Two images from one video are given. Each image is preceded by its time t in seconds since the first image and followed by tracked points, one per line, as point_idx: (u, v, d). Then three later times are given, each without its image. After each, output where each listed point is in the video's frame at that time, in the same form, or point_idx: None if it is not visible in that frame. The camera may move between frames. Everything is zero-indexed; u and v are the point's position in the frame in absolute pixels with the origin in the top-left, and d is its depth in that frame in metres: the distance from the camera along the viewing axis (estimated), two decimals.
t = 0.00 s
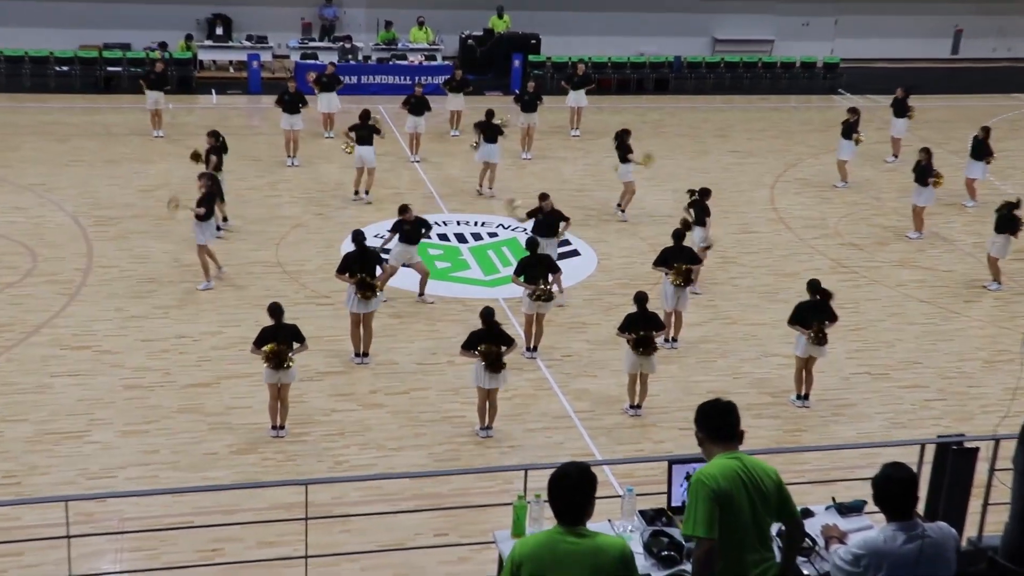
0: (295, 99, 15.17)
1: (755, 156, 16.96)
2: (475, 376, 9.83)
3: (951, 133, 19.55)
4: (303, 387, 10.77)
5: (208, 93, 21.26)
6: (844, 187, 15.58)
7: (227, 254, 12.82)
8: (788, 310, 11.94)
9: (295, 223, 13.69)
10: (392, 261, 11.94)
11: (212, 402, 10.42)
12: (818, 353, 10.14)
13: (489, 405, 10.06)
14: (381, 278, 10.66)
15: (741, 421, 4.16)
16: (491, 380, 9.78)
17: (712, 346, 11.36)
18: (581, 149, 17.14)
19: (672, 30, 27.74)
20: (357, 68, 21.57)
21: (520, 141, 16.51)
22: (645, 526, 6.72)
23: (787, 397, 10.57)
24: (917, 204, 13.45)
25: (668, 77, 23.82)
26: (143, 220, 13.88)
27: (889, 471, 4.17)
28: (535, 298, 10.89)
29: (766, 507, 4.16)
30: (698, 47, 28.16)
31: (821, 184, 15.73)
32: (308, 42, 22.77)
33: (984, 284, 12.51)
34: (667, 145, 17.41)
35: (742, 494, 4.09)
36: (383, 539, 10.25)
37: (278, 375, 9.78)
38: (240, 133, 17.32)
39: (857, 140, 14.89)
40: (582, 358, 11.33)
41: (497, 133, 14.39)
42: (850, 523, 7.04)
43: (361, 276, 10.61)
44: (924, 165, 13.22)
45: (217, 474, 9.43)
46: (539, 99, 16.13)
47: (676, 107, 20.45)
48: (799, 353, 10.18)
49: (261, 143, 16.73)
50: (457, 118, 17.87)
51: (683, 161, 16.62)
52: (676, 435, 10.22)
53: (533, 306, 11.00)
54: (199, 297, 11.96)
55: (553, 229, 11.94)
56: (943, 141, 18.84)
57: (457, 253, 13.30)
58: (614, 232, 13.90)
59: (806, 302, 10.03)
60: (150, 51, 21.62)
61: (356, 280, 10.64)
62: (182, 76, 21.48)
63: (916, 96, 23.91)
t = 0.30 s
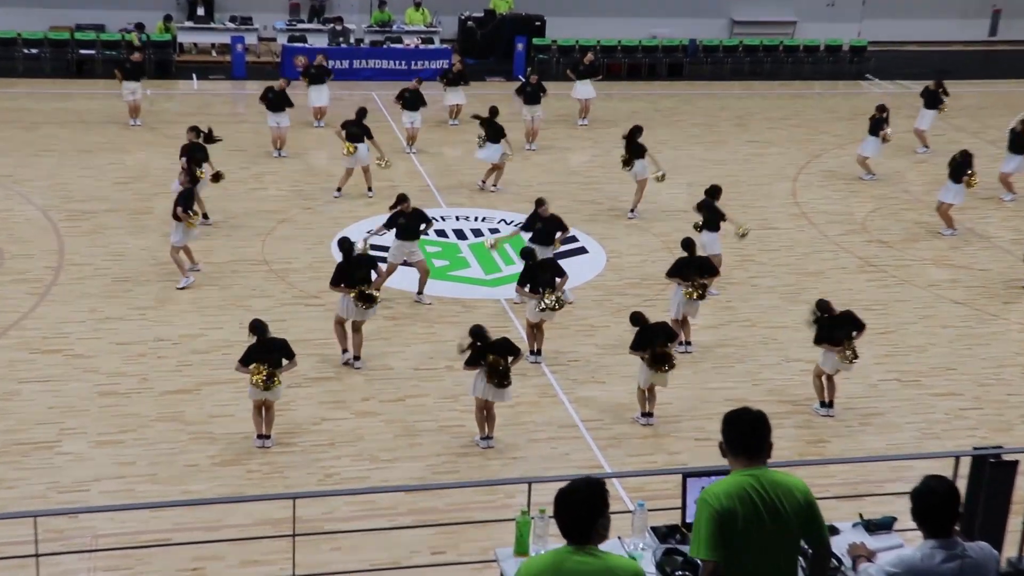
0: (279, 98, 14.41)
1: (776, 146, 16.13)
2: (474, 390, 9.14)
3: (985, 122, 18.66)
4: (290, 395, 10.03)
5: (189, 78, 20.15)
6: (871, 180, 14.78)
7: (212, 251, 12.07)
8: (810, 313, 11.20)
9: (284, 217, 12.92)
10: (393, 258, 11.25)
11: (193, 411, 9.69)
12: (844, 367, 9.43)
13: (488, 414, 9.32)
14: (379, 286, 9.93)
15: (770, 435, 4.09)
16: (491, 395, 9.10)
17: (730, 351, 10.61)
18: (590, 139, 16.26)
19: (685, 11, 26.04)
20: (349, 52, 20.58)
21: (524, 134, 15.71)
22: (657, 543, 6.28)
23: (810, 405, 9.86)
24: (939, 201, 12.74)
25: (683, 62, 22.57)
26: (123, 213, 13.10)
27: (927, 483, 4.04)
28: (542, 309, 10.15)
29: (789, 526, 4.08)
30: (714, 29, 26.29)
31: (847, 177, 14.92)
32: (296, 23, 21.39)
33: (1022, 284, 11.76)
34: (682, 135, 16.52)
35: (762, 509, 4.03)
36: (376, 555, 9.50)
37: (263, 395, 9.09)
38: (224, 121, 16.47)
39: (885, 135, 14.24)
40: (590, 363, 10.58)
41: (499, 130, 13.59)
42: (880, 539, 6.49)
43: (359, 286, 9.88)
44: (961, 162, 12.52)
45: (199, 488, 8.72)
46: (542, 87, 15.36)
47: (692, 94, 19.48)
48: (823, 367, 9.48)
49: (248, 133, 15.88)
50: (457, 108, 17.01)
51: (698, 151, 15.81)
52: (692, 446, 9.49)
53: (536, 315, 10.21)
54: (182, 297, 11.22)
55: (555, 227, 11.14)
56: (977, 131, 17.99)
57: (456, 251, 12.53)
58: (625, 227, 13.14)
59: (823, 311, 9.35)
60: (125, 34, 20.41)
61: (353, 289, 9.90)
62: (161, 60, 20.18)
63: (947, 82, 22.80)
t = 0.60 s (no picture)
0: (267, 71, 13.47)
1: (799, 134, 15.29)
2: (472, 388, 8.39)
3: (1018, 111, 17.78)
4: (277, 403, 9.29)
5: (169, 61, 19.21)
6: (903, 172, 13.96)
7: (194, 248, 11.33)
8: (837, 316, 10.46)
9: (272, 212, 12.17)
10: (396, 259, 10.51)
11: (171, 421, 8.96)
12: (868, 366, 8.81)
13: (493, 425, 8.59)
14: (369, 275, 9.20)
15: (815, 455, 3.74)
16: (492, 391, 8.38)
17: (753, 357, 9.88)
18: (601, 127, 15.34)
19: None
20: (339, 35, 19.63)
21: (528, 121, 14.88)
22: (672, 565, 6.17)
23: (845, 415, 9.14)
24: (991, 189, 11.99)
25: (700, 44, 21.42)
26: (101, 206, 12.36)
27: (973, 502, 3.67)
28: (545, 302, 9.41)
29: (823, 557, 3.70)
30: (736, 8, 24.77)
31: (877, 169, 14.08)
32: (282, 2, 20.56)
33: None
34: (700, 125, 15.62)
35: (796, 528, 3.68)
36: None
37: (245, 391, 8.39)
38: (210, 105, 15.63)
39: (920, 115, 13.25)
40: (601, 370, 9.84)
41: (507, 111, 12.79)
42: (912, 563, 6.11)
43: (347, 273, 9.11)
44: (1001, 149, 11.77)
45: (176, 506, 8.04)
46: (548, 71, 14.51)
47: (711, 79, 18.50)
48: (848, 366, 8.83)
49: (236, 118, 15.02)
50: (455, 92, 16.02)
51: (715, 140, 15.00)
52: (710, 460, 8.77)
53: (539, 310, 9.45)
54: (161, 298, 10.48)
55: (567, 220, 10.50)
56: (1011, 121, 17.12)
57: (456, 249, 11.76)
58: (638, 223, 12.38)
59: (857, 307, 8.76)
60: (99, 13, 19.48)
61: (340, 276, 9.14)
62: (137, 42, 19.29)
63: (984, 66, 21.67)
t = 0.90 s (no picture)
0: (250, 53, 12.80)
1: (827, 123, 14.48)
2: (472, 403, 7.70)
3: None
4: (261, 413, 8.59)
5: (143, 43, 17.27)
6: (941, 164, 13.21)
7: (177, 246, 10.64)
8: (867, 320, 9.74)
9: (260, 206, 11.46)
10: (381, 252, 9.85)
11: (147, 433, 8.26)
12: (898, 377, 8.13)
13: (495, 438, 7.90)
14: (359, 277, 8.51)
15: (860, 476, 3.14)
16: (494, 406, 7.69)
17: (778, 365, 9.17)
18: (613, 116, 14.54)
19: None
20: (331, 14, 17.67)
21: (533, 109, 14.11)
22: None
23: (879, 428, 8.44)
24: None
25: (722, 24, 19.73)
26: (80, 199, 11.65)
27: None
28: (545, 307, 8.72)
29: None
30: None
31: (911, 161, 13.32)
32: None
33: None
34: (721, 112, 14.80)
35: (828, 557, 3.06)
36: None
37: (226, 404, 7.67)
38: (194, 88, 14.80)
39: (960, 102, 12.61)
40: (613, 378, 9.14)
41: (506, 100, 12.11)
42: None
43: (332, 274, 8.42)
44: None
45: (152, 526, 7.37)
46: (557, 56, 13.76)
47: (734, 62, 17.57)
48: (878, 375, 8.17)
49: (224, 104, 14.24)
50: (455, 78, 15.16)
51: (736, 128, 14.21)
52: (730, 476, 8.06)
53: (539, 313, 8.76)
54: (140, 298, 9.80)
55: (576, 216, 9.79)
56: None
57: (455, 247, 11.04)
58: (652, 219, 11.65)
59: (893, 311, 8.08)
60: None
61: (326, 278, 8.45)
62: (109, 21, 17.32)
63: None
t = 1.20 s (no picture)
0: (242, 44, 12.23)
1: (866, 113, 13.70)
2: (480, 431, 7.03)
3: None
4: (249, 425, 7.91)
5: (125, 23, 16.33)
6: (989, 157, 12.45)
7: (161, 244, 9.98)
8: (907, 326, 9.06)
9: (249, 201, 10.80)
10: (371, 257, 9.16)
11: (126, 447, 7.59)
12: (939, 396, 7.40)
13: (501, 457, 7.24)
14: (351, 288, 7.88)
15: (897, 492, 2.82)
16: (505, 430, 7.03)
17: (811, 375, 8.48)
18: (631, 105, 13.79)
19: None
20: None
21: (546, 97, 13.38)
22: None
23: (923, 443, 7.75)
24: None
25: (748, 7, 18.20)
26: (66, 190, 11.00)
27: None
28: (550, 312, 8.03)
29: None
30: None
31: (957, 152, 12.58)
32: None
33: None
34: (749, 101, 14.02)
35: None
36: None
37: (213, 420, 6.93)
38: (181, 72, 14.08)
39: (1007, 98, 12.07)
40: (632, 389, 8.45)
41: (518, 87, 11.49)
42: None
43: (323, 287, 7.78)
44: None
45: (127, 548, 6.71)
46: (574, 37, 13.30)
47: (765, 46, 16.67)
48: (917, 394, 7.50)
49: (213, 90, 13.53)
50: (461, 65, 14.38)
51: (766, 117, 13.46)
52: (757, 495, 7.38)
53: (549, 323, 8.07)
54: (120, 301, 9.15)
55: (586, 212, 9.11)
56: None
57: (460, 246, 10.36)
58: (674, 218, 10.95)
59: (929, 324, 7.39)
60: None
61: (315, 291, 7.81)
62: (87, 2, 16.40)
63: None
